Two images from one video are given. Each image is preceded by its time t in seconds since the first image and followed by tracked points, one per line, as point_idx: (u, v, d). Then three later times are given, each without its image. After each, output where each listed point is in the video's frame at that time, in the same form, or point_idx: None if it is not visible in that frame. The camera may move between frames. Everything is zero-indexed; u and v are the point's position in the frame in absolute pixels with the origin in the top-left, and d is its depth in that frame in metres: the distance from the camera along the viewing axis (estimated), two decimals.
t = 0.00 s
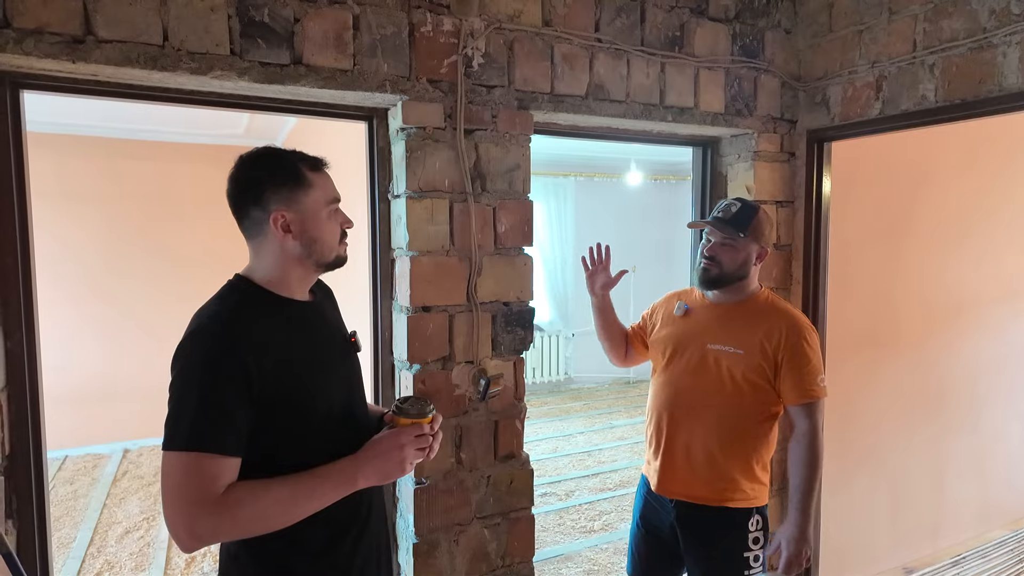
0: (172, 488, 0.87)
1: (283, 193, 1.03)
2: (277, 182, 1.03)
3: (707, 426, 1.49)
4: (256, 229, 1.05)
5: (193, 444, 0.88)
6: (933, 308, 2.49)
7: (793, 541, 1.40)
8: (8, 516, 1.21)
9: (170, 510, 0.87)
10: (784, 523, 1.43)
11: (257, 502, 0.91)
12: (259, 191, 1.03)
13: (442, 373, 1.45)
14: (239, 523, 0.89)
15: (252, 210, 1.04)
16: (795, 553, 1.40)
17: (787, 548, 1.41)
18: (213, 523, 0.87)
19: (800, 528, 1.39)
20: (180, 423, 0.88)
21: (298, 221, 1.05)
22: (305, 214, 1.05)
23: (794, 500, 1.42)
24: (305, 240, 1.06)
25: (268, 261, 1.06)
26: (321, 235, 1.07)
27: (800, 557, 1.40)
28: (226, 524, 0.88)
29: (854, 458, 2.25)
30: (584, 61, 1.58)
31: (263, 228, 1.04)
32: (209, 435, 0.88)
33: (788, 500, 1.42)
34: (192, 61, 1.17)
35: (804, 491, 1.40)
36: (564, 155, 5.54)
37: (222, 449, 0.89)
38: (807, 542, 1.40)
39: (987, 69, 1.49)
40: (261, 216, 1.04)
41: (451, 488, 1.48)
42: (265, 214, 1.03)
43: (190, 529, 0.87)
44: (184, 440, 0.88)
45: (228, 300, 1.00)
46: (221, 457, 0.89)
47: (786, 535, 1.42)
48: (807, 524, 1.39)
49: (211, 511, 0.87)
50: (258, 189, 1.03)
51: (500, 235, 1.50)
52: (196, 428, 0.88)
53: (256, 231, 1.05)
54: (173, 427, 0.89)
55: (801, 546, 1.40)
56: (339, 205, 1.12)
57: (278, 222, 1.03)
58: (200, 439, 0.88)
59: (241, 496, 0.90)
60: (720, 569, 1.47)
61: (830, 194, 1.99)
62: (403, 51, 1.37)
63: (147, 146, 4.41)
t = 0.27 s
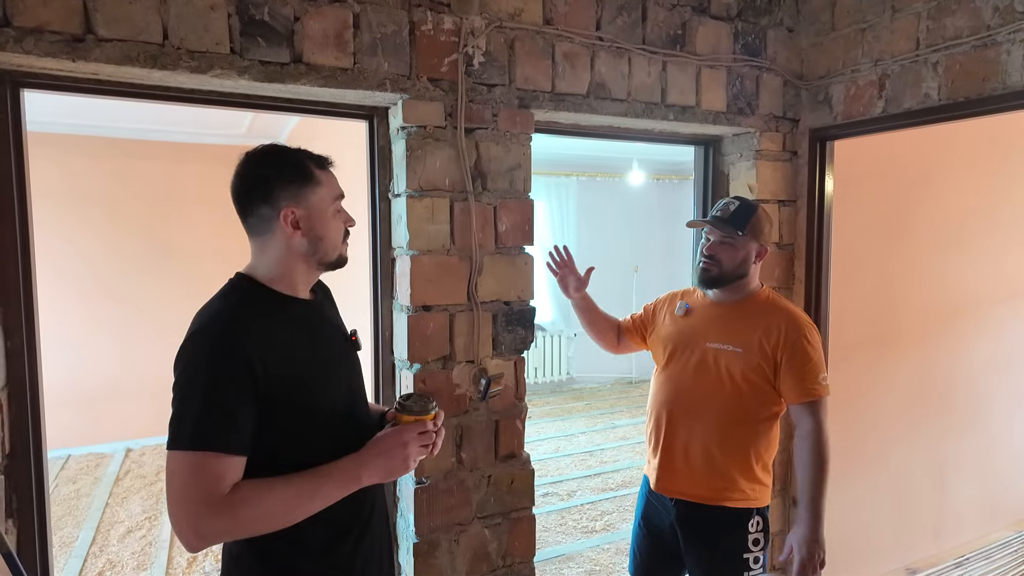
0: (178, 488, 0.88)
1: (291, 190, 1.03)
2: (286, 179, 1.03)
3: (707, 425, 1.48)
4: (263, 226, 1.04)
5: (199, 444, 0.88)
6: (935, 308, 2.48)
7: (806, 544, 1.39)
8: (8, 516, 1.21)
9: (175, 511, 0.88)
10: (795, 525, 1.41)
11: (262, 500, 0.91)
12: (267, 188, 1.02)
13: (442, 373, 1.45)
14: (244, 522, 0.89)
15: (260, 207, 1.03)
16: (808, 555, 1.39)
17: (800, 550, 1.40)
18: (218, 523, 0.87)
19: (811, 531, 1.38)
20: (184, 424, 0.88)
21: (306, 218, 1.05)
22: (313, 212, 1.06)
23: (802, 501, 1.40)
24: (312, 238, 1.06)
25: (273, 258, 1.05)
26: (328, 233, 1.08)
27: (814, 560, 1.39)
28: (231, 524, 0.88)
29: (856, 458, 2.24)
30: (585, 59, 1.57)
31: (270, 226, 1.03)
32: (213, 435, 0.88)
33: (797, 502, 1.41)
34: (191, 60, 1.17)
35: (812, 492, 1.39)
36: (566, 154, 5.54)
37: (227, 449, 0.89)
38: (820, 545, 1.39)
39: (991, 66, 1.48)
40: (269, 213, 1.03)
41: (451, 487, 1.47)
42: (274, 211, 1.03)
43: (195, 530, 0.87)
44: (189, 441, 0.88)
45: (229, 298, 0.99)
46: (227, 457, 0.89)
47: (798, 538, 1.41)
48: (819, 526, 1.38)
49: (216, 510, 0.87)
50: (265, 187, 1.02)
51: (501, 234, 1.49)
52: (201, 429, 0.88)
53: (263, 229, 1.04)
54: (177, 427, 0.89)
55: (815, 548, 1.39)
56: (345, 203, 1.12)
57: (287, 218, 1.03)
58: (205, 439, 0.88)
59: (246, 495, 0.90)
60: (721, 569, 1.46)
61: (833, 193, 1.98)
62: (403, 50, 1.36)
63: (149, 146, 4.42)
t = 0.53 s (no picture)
0: (238, 480, 0.82)
1: (331, 180, 1.01)
2: (323, 169, 1.00)
3: (712, 426, 1.47)
4: (297, 218, 0.98)
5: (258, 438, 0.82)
6: (942, 308, 2.46)
7: (791, 541, 1.37)
8: (11, 514, 1.22)
9: (231, 508, 0.82)
10: (783, 523, 1.40)
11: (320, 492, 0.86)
12: (310, 177, 0.98)
13: (445, 373, 1.45)
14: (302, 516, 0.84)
15: (301, 197, 0.97)
16: (792, 554, 1.37)
17: (784, 547, 1.38)
18: (279, 517, 0.82)
19: (798, 528, 1.36)
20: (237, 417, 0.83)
21: (340, 208, 1.03)
22: (345, 203, 1.05)
23: (794, 500, 1.39)
24: (340, 228, 1.04)
25: (304, 251, 1.00)
26: (351, 222, 1.07)
27: (797, 558, 1.36)
28: (292, 514, 0.83)
29: (862, 459, 2.23)
30: (588, 58, 1.57)
31: (307, 217, 0.98)
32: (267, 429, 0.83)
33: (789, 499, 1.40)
34: (193, 60, 1.17)
35: (804, 491, 1.38)
36: (570, 154, 5.53)
37: (283, 439, 0.84)
38: (805, 543, 1.36)
39: (998, 65, 1.47)
40: (311, 203, 0.98)
41: (454, 487, 1.47)
42: (314, 202, 0.98)
43: (254, 528, 0.81)
44: (248, 433, 0.82)
45: (258, 287, 0.94)
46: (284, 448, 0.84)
47: (783, 535, 1.38)
48: (808, 524, 1.36)
49: (275, 504, 0.82)
50: (308, 175, 0.98)
51: (503, 233, 1.48)
52: (259, 421, 0.83)
53: (298, 220, 0.98)
54: (229, 422, 0.83)
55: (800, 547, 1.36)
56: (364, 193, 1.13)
57: (328, 208, 1.00)
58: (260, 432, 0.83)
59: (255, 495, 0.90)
60: (725, 570, 1.45)
61: (838, 193, 1.97)
62: (405, 48, 1.36)
63: (154, 146, 4.43)
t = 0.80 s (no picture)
0: (332, 456, 0.81)
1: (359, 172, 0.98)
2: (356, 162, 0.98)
3: (716, 423, 1.47)
4: (329, 210, 0.95)
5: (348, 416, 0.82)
6: (949, 307, 2.44)
7: (800, 542, 1.37)
8: (20, 511, 1.22)
9: (324, 485, 0.81)
10: (791, 524, 1.40)
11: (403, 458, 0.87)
12: (340, 170, 0.95)
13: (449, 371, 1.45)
14: (392, 484, 0.85)
15: (333, 189, 0.94)
16: (801, 554, 1.38)
17: (793, 548, 1.39)
18: (374, 488, 0.82)
19: (807, 530, 1.37)
20: (322, 400, 0.81)
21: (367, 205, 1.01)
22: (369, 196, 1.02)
23: (801, 502, 1.39)
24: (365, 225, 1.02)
25: (334, 245, 0.97)
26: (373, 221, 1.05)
27: (806, 559, 1.37)
28: (384, 483, 0.84)
29: (867, 459, 2.22)
30: (592, 57, 1.57)
31: (338, 211, 0.96)
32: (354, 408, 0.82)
33: (796, 501, 1.40)
34: (199, 59, 1.18)
35: (812, 493, 1.37)
36: (575, 153, 5.53)
37: (367, 412, 0.84)
38: (815, 544, 1.37)
39: (1005, 62, 1.46)
40: (342, 197, 0.96)
41: (458, 486, 1.47)
42: (345, 196, 0.96)
43: (350, 502, 0.81)
44: (338, 412, 0.81)
45: (309, 274, 0.91)
46: (369, 421, 0.84)
47: (792, 536, 1.39)
48: (816, 525, 1.37)
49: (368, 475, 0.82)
50: (338, 168, 0.94)
51: (507, 232, 1.49)
52: (346, 401, 0.82)
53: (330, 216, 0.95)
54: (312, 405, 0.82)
55: (808, 547, 1.37)
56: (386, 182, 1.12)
57: (357, 203, 0.98)
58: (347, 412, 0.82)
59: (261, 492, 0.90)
60: (730, 569, 1.45)
61: (843, 192, 1.96)
62: (410, 47, 1.36)
63: (160, 146, 4.45)
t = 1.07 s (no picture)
0: (406, 440, 0.88)
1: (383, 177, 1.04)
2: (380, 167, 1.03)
3: (720, 424, 1.47)
4: (355, 212, 0.99)
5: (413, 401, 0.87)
6: (956, 307, 2.43)
7: (805, 544, 1.36)
8: (26, 508, 1.23)
9: (409, 464, 0.88)
10: (795, 525, 1.39)
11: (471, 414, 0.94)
12: (367, 172, 1.00)
13: (452, 371, 1.45)
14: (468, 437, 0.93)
15: (360, 191, 0.98)
16: (805, 556, 1.36)
17: (797, 550, 1.37)
18: (453, 454, 0.90)
19: (812, 531, 1.35)
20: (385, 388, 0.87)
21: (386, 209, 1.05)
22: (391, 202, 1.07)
23: (806, 502, 1.38)
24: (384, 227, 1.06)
25: (357, 245, 1.00)
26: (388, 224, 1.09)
27: (811, 561, 1.36)
28: (459, 448, 0.91)
29: (873, 460, 2.21)
30: (596, 57, 1.57)
31: (363, 213, 1.00)
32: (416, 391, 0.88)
33: (801, 501, 1.39)
34: (204, 60, 1.19)
35: (817, 494, 1.37)
36: (579, 154, 5.53)
37: (428, 392, 0.89)
38: (819, 546, 1.36)
39: (1011, 61, 1.45)
40: (368, 199, 1.00)
41: (461, 485, 1.48)
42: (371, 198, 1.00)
43: (440, 468, 0.89)
44: (400, 401, 0.87)
45: (339, 271, 0.94)
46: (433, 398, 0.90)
47: (796, 537, 1.38)
48: (820, 526, 1.35)
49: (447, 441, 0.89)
50: (365, 170, 1.00)
51: (510, 232, 1.49)
52: (407, 385, 0.88)
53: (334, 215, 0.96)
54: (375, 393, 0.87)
55: (814, 548, 1.36)
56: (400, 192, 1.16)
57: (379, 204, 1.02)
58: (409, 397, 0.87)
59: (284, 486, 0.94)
60: (735, 570, 1.45)
61: (848, 191, 1.95)
62: (413, 48, 1.37)
63: (168, 146, 4.47)
